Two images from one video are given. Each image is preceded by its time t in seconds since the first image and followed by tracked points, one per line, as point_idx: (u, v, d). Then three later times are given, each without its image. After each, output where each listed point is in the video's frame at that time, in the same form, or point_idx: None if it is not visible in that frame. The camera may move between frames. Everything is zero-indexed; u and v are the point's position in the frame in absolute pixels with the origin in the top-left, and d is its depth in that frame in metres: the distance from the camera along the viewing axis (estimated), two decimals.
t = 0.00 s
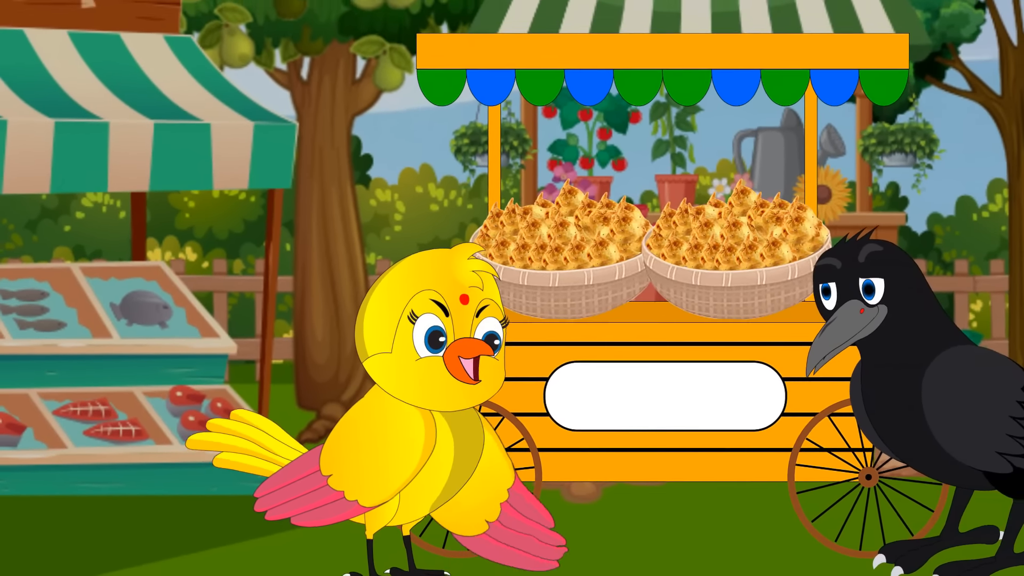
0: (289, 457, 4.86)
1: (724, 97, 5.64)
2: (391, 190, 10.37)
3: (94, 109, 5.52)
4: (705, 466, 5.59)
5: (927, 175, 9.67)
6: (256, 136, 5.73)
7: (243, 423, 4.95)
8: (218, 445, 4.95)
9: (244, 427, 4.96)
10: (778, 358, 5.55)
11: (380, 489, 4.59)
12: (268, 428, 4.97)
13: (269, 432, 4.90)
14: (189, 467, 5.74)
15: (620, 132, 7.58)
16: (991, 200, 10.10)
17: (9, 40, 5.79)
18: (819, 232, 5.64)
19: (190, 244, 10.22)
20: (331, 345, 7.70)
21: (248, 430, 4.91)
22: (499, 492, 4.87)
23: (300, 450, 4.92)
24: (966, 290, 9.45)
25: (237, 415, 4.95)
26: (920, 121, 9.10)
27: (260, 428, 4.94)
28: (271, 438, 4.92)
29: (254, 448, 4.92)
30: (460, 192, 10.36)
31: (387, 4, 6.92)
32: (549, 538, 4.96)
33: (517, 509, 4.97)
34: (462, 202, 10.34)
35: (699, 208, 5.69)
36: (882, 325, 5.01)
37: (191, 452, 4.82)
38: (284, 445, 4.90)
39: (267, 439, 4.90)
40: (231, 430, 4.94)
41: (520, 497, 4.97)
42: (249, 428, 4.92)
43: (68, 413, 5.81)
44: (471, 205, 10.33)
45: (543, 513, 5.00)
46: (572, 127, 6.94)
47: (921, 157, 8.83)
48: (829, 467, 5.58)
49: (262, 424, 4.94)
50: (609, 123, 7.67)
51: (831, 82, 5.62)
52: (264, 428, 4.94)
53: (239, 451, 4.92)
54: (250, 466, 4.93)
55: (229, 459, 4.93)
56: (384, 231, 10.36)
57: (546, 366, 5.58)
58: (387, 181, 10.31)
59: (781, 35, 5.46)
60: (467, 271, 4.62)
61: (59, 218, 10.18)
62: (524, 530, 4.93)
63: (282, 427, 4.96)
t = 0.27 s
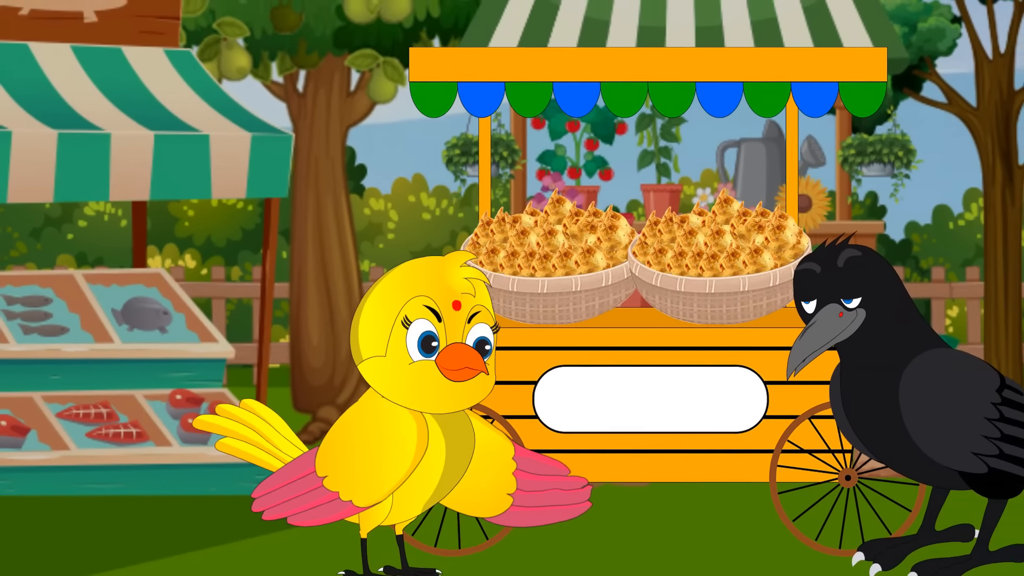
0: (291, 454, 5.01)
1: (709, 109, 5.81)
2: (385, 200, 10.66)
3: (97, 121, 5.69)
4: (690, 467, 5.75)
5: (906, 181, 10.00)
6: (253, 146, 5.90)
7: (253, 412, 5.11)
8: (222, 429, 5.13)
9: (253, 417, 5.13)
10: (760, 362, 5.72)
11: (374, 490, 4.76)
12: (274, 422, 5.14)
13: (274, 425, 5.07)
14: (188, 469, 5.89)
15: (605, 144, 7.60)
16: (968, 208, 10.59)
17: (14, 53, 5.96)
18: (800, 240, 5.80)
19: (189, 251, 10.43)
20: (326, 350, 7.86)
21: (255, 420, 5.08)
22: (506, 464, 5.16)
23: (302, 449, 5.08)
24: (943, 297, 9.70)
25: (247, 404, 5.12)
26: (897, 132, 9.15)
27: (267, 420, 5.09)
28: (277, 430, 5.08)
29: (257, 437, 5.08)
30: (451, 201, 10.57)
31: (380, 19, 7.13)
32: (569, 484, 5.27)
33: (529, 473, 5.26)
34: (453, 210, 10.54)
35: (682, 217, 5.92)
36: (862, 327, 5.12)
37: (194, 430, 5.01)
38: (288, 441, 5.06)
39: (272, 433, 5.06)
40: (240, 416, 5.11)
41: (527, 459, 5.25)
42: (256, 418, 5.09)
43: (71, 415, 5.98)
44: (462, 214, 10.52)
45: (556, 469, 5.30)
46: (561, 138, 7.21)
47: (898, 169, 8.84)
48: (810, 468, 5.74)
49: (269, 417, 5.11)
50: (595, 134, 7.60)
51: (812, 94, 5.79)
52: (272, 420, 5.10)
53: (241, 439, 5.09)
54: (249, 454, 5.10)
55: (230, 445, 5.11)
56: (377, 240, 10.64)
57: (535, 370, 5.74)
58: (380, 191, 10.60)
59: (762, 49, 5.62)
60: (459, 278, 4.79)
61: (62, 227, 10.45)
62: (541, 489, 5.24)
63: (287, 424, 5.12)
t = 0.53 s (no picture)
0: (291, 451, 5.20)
1: (692, 122, 5.99)
2: (379, 209, 10.75)
3: (98, 132, 5.87)
4: (675, 468, 5.92)
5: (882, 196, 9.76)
6: (250, 157, 6.08)
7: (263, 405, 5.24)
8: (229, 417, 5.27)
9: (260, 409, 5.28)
10: (741, 366, 5.90)
11: (367, 490, 4.94)
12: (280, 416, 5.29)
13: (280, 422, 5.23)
14: (186, 470, 6.08)
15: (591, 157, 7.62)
16: (943, 216, 10.55)
17: (19, 67, 6.14)
18: (781, 248, 6.00)
19: (189, 259, 10.60)
20: (321, 354, 8.05)
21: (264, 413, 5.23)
22: (495, 465, 5.34)
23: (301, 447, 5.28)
24: (919, 302, 9.97)
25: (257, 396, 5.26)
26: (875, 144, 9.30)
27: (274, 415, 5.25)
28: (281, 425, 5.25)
29: (263, 431, 5.23)
30: (443, 210, 10.76)
31: (373, 34, 7.31)
32: (556, 486, 5.44)
33: (517, 474, 5.44)
34: (445, 220, 10.75)
35: (667, 225, 6.05)
36: (840, 332, 5.23)
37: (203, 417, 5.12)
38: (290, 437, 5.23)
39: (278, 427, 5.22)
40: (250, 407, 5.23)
41: (516, 460, 5.43)
42: (264, 411, 5.23)
43: (74, 418, 6.19)
44: (453, 223, 10.73)
45: (544, 470, 5.47)
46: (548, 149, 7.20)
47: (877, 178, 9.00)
48: (790, 469, 5.92)
49: (276, 411, 5.27)
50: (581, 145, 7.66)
51: (791, 107, 5.99)
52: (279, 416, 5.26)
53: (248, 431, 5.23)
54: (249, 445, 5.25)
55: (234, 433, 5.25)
56: (371, 247, 10.77)
57: (524, 374, 5.92)
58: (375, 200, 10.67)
59: (742, 63, 5.78)
60: (452, 286, 4.96)
61: (65, 235, 10.60)
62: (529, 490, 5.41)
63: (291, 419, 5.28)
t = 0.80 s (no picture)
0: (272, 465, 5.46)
1: (675, 130, 6.20)
2: (372, 218, 11.13)
3: (101, 144, 6.06)
4: (659, 469, 6.10)
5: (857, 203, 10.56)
6: (248, 167, 6.27)
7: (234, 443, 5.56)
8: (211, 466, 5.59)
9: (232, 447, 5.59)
10: (724, 370, 6.09)
11: (361, 491, 5.12)
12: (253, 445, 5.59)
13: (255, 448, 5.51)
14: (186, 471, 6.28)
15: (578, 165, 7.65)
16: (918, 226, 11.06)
17: (24, 81, 6.33)
18: (762, 256, 6.20)
19: (188, 266, 10.93)
20: (316, 359, 8.26)
21: (235, 447, 5.54)
22: (485, 467, 5.52)
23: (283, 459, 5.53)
24: (896, 309, 10.27)
25: (224, 436, 5.59)
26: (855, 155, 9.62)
27: (247, 445, 5.54)
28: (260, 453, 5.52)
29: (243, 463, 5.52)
30: (434, 219, 11.18)
31: (367, 49, 7.50)
32: (544, 487, 5.64)
33: (506, 475, 5.63)
34: (436, 228, 11.15)
35: (651, 234, 6.26)
36: (819, 340, 5.37)
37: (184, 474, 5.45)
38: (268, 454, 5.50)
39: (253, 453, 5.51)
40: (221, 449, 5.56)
41: (505, 462, 5.64)
42: (235, 447, 5.54)
43: (77, 420, 6.38)
44: (444, 231, 11.12)
45: (532, 471, 5.68)
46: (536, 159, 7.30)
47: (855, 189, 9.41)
48: (771, 470, 6.10)
49: (249, 442, 5.56)
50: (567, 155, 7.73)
51: (772, 118, 6.18)
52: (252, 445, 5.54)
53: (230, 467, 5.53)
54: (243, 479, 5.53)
55: (222, 477, 5.55)
56: (364, 255, 11.10)
57: (514, 378, 6.11)
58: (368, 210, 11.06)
59: (724, 77, 5.98)
60: (445, 293, 5.16)
61: (68, 243, 10.99)
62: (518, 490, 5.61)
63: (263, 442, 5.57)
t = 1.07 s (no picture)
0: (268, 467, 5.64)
1: (659, 144, 6.37)
2: (365, 228, 11.28)
3: (103, 155, 6.26)
4: (644, 470, 6.29)
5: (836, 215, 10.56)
6: (245, 178, 6.48)
7: (232, 447, 5.71)
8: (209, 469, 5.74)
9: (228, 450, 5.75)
10: (706, 374, 6.29)
11: (355, 491, 5.32)
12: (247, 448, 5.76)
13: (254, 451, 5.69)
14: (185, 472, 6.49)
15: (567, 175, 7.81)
16: (895, 234, 11.19)
17: (29, 95, 6.54)
18: (742, 264, 6.38)
19: (187, 274, 11.13)
20: (311, 364, 8.48)
21: (233, 451, 5.70)
22: (476, 468, 5.72)
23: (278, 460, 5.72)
24: (873, 315, 10.85)
25: (222, 440, 5.73)
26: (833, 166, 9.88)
27: (246, 449, 5.72)
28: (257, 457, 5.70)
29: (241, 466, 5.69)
30: (426, 229, 11.25)
31: (361, 64, 7.76)
32: (532, 487, 5.85)
33: (495, 476, 5.83)
34: (427, 237, 11.23)
35: (636, 242, 6.42)
36: (798, 347, 5.58)
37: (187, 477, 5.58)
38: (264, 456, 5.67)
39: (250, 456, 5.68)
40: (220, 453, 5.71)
41: (495, 464, 5.84)
42: (232, 450, 5.70)
43: (80, 423, 6.57)
44: (435, 240, 11.22)
45: (521, 473, 5.89)
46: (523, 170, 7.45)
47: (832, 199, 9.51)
48: (752, 470, 6.31)
49: (245, 446, 5.74)
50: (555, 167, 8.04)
51: (753, 131, 6.37)
52: (250, 448, 5.72)
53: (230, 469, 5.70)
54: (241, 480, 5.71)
55: (221, 480, 5.71)
56: (358, 263, 11.26)
57: (502, 382, 6.32)
58: (361, 219, 11.20)
59: (707, 90, 6.17)
60: (437, 300, 5.37)
61: (71, 251, 11.24)
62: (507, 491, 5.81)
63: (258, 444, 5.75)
